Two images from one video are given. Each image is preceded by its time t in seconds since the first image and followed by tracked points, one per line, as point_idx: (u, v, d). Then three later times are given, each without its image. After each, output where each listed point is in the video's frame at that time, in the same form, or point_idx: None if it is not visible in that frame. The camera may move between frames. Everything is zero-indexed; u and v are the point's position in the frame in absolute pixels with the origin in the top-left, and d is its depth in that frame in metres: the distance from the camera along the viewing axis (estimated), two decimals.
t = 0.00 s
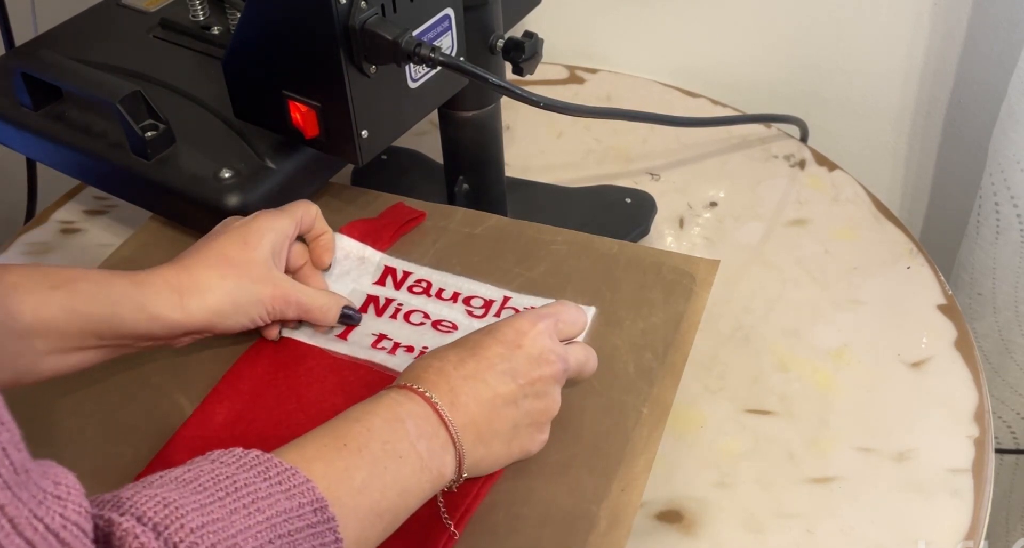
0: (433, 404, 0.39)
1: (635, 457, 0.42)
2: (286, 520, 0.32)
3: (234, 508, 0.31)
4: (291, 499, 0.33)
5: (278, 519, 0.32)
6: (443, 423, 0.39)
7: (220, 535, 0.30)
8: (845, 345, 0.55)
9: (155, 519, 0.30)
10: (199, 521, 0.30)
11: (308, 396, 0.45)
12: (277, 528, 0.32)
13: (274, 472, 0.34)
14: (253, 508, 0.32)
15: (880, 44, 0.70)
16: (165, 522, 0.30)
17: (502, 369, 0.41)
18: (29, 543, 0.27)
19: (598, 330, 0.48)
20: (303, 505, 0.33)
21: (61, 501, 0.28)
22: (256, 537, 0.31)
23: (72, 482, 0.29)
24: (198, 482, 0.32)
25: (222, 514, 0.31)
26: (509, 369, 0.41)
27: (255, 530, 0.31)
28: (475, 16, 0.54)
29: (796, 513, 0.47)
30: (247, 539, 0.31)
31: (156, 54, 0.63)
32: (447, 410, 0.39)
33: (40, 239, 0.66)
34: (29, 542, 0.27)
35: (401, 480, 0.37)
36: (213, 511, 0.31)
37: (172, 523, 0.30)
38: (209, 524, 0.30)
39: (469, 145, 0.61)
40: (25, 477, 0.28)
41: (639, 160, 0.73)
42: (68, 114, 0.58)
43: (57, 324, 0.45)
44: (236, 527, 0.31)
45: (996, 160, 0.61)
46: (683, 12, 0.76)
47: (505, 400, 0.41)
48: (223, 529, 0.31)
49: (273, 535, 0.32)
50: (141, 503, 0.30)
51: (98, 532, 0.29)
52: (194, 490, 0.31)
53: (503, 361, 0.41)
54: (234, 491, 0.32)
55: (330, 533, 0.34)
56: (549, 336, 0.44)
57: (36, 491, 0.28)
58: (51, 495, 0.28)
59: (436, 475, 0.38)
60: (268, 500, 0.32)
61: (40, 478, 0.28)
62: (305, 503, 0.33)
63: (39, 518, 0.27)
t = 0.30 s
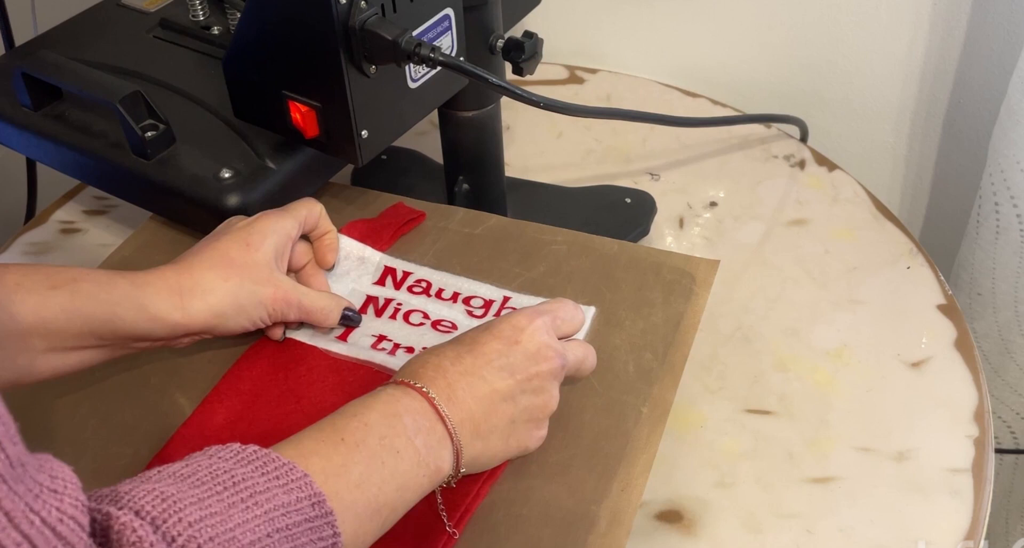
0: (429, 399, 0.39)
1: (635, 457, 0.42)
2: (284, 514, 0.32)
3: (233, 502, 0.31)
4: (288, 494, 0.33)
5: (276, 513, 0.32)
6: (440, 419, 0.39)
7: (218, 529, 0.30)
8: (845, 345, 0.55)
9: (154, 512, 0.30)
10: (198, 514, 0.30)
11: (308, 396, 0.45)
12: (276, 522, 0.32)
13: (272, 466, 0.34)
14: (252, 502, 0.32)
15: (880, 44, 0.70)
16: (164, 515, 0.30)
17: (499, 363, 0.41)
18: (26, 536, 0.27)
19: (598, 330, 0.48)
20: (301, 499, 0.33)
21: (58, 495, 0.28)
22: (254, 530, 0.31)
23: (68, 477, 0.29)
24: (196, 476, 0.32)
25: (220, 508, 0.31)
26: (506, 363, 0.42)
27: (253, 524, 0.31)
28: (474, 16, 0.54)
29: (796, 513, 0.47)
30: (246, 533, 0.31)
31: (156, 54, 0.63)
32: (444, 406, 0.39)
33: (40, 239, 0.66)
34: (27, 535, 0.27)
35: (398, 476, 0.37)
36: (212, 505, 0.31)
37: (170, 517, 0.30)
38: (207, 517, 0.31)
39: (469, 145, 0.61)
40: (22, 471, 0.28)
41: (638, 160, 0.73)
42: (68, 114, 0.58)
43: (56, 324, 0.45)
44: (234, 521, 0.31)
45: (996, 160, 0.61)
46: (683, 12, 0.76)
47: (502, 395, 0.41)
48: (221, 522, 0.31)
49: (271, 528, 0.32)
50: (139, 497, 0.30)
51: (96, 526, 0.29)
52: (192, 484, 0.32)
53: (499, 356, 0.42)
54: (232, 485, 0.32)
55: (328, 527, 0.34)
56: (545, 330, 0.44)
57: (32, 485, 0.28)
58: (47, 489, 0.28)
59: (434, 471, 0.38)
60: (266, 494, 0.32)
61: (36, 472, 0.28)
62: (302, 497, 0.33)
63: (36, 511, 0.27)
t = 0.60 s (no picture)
0: (426, 386, 0.40)
1: (636, 457, 0.42)
2: (285, 498, 0.32)
3: (233, 487, 0.32)
4: (289, 479, 0.33)
5: (276, 497, 0.32)
6: (438, 405, 0.39)
7: (219, 513, 0.31)
8: (845, 345, 0.55)
9: (154, 498, 0.30)
10: (199, 499, 0.30)
11: (308, 397, 0.45)
12: (276, 506, 0.32)
13: (272, 453, 0.34)
14: (251, 486, 0.32)
15: (879, 44, 0.70)
16: (165, 501, 0.30)
17: (493, 349, 0.42)
18: (28, 524, 0.27)
19: (598, 330, 0.48)
20: (301, 484, 0.33)
21: (59, 481, 0.28)
22: (255, 514, 0.31)
23: (69, 463, 0.29)
24: (196, 463, 0.32)
25: (221, 493, 0.31)
26: (503, 350, 0.42)
27: (254, 508, 0.31)
28: (474, 16, 0.54)
29: (796, 513, 0.47)
30: (247, 517, 0.31)
31: (155, 54, 0.63)
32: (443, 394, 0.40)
33: (40, 238, 0.66)
34: (28, 522, 0.27)
35: (399, 460, 0.37)
36: (212, 490, 0.31)
37: (171, 502, 0.30)
38: (208, 502, 0.31)
39: (469, 145, 0.61)
40: (22, 458, 0.27)
41: (638, 160, 0.73)
42: (68, 114, 0.58)
43: (56, 325, 0.45)
44: (234, 505, 0.31)
45: (996, 160, 0.61)
46: (682, 12, 0.76)
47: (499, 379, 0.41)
48: (221, 507, 0.31)
49: (272, 512, 0.32)
50: (140, 484, 0.30)
51: (97, 512, 0.29)
52: (192, 470, 0.32)
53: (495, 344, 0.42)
54: (233, 470, 0.32)
55: (329, 512, 0.34)
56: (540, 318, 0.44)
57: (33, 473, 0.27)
58: (49, 477, 0.28)
59: (434, 456, 0.38)
60: (266, 479, 0.32)
61: (37, 458, 0.28)
62: (303, 482, 0.33)
63: (37, 498, 0.27)
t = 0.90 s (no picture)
0: (409, 402, 0.39)
1: (636, 457, 0.42)
2: (286, 517, 0.32)
3: (235, 504, 0.31)
4: (290, 498, 0.33)
5: (277, 515, 0.32)
6: (427, 423, 0.39)
7: (221, 528, 0.30)
8: (845, 345, 0.55)
9: (159, 512, 0.30)
10: (202, 515, 0.30)
11: (307, 396, 0.45)
12: (278, 523, 0.32)
13: (273, 472, 0.34)
14: (254, 504, 0.32)
15: (879, 44, 0.70)
16: (168, 515, 0.30)
17: (474, 357, 0.41)
18: (27, 531, 0.26)
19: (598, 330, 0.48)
20: (303, 503, 0.33)
21: (61, 490, 0.28)
22: (256, 531, 0.31)
23: (71, 471, 0.28)
24: (201, 483, 0.32)
25: (223, 509, 0.31)
26: (484, 355, 0.42)
27: (256, 524, 0.31)
28: (474, 16, 0.54)
29: (796, 513, 0.47)
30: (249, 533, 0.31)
31: (155, 54, 0.63)
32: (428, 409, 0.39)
33: (40, 238, 0.66)
34: (28, 529, 0.26)
35: (389, 478, 0.36)
36: (215, 506, 0.31)
37: (174, 516, 0.30)
38: (210, 518, 0.30)
39: (469, 145, 0.61)
40: (23, 466, 0.27)
41: (638, 160, 0.73)
42: (68, 114, 0.58)
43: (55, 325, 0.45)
44: (237, 521, 0.31)
45: (996, 160, 0.61)
46: (682, 12, 0.76)
47: (478, 379, 0.41)
48: (224, 521, 0.31)
49: (273, 529, 0.32)
50: (144, 500, 0.30)
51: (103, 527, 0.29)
52: (196, 489, 0.32)
53: (473, 347, 0.42)
54: (235, 489, 0.32)
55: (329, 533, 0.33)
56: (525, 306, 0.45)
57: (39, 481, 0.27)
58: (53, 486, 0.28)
59: (427, 474, 0.38)
60: (268, 497, 0.32)
61: (39, 466, 0.28)
62: (304, 501, 0.33)
63: (37, 506, 0.27)
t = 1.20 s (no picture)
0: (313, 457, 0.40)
1: (635, 457, 0.42)
2: None
3: None
4: None
5: None
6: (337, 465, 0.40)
7: None
8: (845, 345, 0.55)
9: None
10: None
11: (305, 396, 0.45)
12: None
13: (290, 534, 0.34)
14: None
15: (879, 44, 0.70)
16: None
17: (343, 409, 0.42)
18: None
19: (598, 330, 0.48)
20: None
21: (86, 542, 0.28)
22: None
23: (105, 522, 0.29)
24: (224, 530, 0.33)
25: None
26: (320, 412, 0.42)
27: None
28: (474, 16, 0.54)
29: (795, 513, 0.47)
30: None
31: (156, 54, 0.63)
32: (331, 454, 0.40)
33: (40, 239, 0.66)
34: None
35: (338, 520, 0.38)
36: None
37: None
38: None
39: (469, 145, 0.61)
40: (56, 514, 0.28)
41: (638, 160, 0.73)
42: (68, 114, 0.58)
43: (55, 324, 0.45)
44: None
45: (996, 160, 0.61)
46: (682, 12, 0.76)
47: (362, 425, 0.41)
48: None
49: None
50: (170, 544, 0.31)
51: None
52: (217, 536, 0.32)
53: (339, 406, 0.42)
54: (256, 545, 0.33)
55: None
56: (411, 352, 0.46)
57: (52, 535, 0.27)
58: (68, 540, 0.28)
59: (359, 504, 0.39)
60: None
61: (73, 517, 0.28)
62: None
63: None
